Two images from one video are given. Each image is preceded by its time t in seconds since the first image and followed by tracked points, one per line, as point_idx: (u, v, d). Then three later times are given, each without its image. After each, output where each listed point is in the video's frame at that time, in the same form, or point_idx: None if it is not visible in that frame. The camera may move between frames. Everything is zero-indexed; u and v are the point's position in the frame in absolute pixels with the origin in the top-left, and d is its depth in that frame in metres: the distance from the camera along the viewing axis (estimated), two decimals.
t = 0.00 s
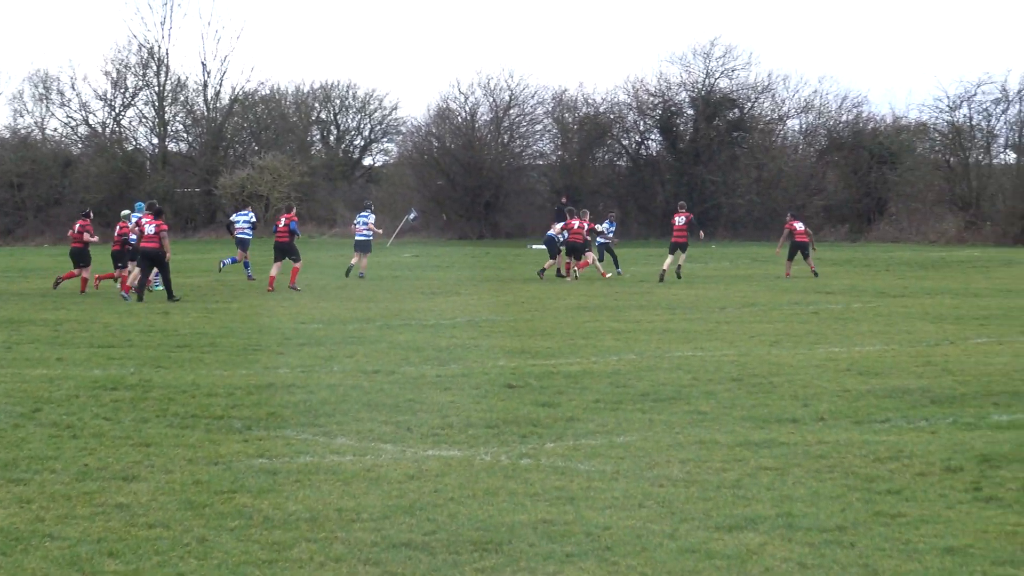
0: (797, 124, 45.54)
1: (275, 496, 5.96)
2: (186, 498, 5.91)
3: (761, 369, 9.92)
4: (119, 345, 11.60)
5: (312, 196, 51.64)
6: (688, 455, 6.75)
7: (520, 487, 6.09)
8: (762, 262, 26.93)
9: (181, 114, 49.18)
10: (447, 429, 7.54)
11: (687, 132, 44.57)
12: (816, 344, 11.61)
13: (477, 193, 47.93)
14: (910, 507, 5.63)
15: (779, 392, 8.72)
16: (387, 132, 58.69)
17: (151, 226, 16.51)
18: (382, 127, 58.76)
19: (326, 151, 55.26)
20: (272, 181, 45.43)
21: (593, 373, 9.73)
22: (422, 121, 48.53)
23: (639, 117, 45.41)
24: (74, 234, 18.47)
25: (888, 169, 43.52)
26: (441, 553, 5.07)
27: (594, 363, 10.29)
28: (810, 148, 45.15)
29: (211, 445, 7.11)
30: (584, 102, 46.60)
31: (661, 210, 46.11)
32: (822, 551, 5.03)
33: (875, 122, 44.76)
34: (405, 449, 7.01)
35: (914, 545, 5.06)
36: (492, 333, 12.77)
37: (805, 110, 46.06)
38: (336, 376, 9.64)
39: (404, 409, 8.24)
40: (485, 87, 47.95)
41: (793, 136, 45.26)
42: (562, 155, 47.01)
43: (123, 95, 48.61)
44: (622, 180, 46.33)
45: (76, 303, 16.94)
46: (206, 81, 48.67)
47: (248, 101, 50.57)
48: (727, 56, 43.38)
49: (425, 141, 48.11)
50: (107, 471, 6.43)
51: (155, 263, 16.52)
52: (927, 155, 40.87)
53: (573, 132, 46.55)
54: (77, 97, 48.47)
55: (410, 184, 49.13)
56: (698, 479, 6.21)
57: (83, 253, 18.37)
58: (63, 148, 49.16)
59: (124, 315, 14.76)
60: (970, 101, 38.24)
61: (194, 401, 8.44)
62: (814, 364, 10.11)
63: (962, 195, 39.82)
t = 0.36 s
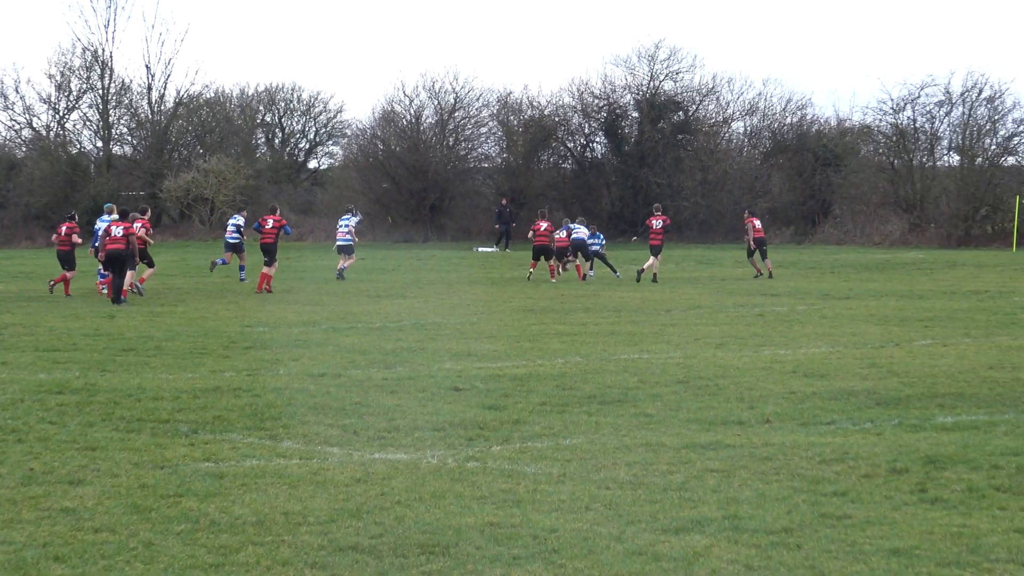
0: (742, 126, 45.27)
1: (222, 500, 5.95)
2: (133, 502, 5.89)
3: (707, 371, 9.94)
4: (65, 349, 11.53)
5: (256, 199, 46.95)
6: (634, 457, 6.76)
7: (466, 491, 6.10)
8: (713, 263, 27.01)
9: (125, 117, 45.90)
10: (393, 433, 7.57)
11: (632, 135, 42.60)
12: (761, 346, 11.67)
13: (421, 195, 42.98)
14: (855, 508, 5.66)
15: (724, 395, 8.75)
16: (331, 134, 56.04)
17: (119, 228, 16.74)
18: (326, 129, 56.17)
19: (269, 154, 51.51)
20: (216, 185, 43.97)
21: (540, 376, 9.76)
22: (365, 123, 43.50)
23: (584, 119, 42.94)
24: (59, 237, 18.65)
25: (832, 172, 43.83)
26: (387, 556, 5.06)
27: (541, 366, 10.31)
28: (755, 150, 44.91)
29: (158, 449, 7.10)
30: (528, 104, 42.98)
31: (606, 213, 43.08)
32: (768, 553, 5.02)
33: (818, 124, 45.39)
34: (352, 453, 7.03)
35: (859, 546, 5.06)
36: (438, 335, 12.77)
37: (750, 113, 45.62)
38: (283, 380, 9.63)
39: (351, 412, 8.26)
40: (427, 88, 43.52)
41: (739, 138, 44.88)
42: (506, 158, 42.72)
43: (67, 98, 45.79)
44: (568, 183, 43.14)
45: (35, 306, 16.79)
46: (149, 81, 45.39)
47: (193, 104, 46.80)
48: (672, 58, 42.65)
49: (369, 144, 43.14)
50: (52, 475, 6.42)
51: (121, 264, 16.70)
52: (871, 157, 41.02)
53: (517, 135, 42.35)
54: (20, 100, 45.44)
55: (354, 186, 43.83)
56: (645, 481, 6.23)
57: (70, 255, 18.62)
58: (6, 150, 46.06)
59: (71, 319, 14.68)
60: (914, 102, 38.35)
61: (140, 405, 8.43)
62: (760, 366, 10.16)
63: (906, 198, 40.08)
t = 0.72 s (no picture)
0: (725, 129, 45.02)
1: (208, 503, 5.96)
2: (118, 506, 5.90)
3: (692, 374, 9.95)
4: (50, 353, 11.53)
5: (240, 200, 48.59)
6: (619, 460, 6.78)
7: (452, 494, 6.12)
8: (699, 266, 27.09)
9: (108, 120, 46.68)
10: (379, 436, 7.59)
11: (615, 138, 42.23)
12: (747, 349, 11.67)
13: (404, 198, 43.71)
14: (841, 511, 5.67)
15: (710, 398, 8.76)
16: (315, 137, 56.19)
17: (118, 233, 16.90)
18: (311, 132, 56.33)
19: (256, 156, 52.44)
20: (200, 188, 45.63)
21: (525, 379, 9.76)
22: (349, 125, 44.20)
23: (567, 122, 42.81)
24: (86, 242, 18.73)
25: (816, 174, 44.14)
26: (372, 560, 5.06)
27: (526, 369, 10.33)
28: (739, 153, 44.95)
29: (143, 452, 7.12)
30: (512, 106, 43.23)
31: (590, 215, 42.73)
32: (753, 556, 5.02)
33: (800, 128, 45.79)
34: (337, 456, 7.05)
35: (845, 550, 5.06)
36: (422, 339, 12.77)
37: (733, 116, 45.55)
38: (268, 383, 9.64)
39: (336, 415, 8.27)
40: (411, 91, 44.19)
41: (724, 140, 44.71)
42: (490, 160, 43.02)
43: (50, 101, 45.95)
44: (551, 186, 43.01)
45: (22, 309, 16.77)
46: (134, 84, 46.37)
47: (176, 107, 48.80)
48: (655, 61, 42.58)
49: (353, 147, 43.79)
50: (37, 479, 6.42)
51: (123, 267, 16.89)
52: (855, 160, 40.86)
53: (501, 137, 42.64)
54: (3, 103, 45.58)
55: (338, 190, 44.34)
56: (630, 484, 6.24)
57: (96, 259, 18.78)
58: None
59: (55, 322, 14.67)
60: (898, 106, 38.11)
61: (124, 409, 8.44)
62: (744, 369, 10.17)
63: (889, 201, 39.93)
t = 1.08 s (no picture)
0: (756, 133, 43.88)
1: (240, 506, 5.97)
2: (150, 508, 5.91)
3: (724, 377, 9.94)
4: (82, 355, 11.61)
5: (273, 205, 47.90)
6: (651, 463, 6.79)
7: (483, 497, 6.12)
8: (728, 270, 27.03)
9: (141, 123, 45.51)
10: (411, 439, 7.59)
11: (647, 140, 42.72)
12: (778, 352, 11.66)
13: (436, 202, 42.77)
14: (873, 515, 5.65)
15: (742, 401, 8.76)
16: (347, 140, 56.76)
17: (167, 236, 16.60)
18: (342, 135, 56.93)
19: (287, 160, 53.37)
20: (233, 191, 41.69)
21: (555, 382, 9.77)
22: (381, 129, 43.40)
23: (599, 126, 43.27)
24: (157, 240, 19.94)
25: (848, 177, 42.27)
26: (405, 563, 5.07)
27: (558, 372, 10.33)
28: (770, 157, 43.42)
29: (175, 455, 7.13)
30: (543, 109, 43.36)
31: (621, 218, 43.39)
32: (786, 559, 5.01)
33: (834, 130, 43.72)
34: (369, 458, 7.07)
35: (878, 553, 5.05)
36: (454, 342, 12.77)
37: (765, 119, 44.12)
38: (298, 386, 9.64)
39: (367, 418, 8.29)
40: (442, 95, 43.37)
41: (753, 144, 43.45)
42: (523, 164, 42.86)
43: (83, 105, 45.90)
44: (582, 190, 43.43)
45: (49, 312, 16.83)
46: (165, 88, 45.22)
47: (208, 110, 46.89)
48: (686, 64, 42.58)
49: (382, 150, 43.03)
50: (70, 482, 6.43)
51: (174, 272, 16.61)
52: (887, 163, 40.04)
53: (532, 140, 42.73)
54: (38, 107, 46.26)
55: (369, 193, 43.51)
56: (661, 487, 6.25)
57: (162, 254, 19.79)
58: (23, 157, 46.42)
59: (86, 325, 14.71)
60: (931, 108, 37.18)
61: (157, 411, 8.45)
62: (775, 373, 10.16)
63: (921, 204, 39.03)
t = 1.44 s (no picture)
0: (808, 137, 43.71)
1: (290, 511, 5.97)
2: (201, 513, 5.92)
3: (775, 382, 9.93)
4: (132, 359, 11.76)
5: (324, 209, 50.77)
6: (702, 469, 6.80)
7: (533, 502, 6.12)
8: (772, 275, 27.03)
9: (192, 129, 49.15)
10: (462, 444, 7.60)
11: (698, 146, 43.93)
12: (830, 357, 11.63)
13: (488, 206, 44.88)
14: (925, 521, 5.61)
15: (793, 406, 8.75)
16: (398, 146, 62.24)
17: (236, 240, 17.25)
18: (393, 141, 62.35)
19: (337, 164, 57.27)
20: (284, 196, 45.56)
21: (608, 386, 9.80)
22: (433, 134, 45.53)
23: (650, 130, 44.54)
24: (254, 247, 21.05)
25: (900, 182, 41.47)
26: (455, 568, 5.06)
27: (608, 377, 10.35)
28: (822, 162, 43.14)
29: (226, 459, 7.15)
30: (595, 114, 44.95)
31: (673, 223, 44.85)
32: (838, 565, 5.00)
33: (887, 134, 42.61)
34: (420, 463, 7.08)
35: (929, 559, 5.01)
36: (504, 347, 12.80)
37: (816, 123, 43.88)
38: (348, 391, 9.67)
39: (417, 423, 8.30)
40: (495, 100, 45.31)
41: (804, 149, 43.33)
42: (574, 168, 44.62)
43: (135, 109, 49.10)
44: (634, 195, 44.89)
45: (86, 317, 17.01)
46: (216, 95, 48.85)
47: (259, 116, 50.95)
48: (738, 69, 42.67)
49: (435, 155, 45.19)
50: (122, 486, 6.46)
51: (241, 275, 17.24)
52: (940, 168, 38.99)
53: (584, 145, 44.41)
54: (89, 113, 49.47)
55: (422, 200, 46.10)
56: (712, 493, 6.25)
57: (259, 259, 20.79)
58: (75, 163, 50.77)
59: (135, 330, 14.85)
60: (980, 111, 36.48)
61: (207, 416, 8.49)
62: (828, 378, 10.14)
63: (974, 209, 37.77)
